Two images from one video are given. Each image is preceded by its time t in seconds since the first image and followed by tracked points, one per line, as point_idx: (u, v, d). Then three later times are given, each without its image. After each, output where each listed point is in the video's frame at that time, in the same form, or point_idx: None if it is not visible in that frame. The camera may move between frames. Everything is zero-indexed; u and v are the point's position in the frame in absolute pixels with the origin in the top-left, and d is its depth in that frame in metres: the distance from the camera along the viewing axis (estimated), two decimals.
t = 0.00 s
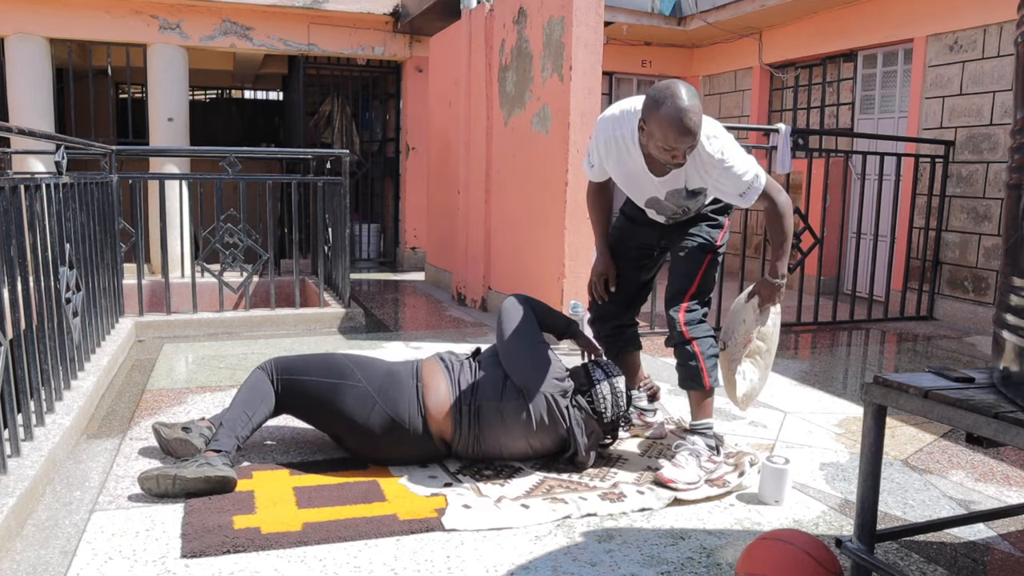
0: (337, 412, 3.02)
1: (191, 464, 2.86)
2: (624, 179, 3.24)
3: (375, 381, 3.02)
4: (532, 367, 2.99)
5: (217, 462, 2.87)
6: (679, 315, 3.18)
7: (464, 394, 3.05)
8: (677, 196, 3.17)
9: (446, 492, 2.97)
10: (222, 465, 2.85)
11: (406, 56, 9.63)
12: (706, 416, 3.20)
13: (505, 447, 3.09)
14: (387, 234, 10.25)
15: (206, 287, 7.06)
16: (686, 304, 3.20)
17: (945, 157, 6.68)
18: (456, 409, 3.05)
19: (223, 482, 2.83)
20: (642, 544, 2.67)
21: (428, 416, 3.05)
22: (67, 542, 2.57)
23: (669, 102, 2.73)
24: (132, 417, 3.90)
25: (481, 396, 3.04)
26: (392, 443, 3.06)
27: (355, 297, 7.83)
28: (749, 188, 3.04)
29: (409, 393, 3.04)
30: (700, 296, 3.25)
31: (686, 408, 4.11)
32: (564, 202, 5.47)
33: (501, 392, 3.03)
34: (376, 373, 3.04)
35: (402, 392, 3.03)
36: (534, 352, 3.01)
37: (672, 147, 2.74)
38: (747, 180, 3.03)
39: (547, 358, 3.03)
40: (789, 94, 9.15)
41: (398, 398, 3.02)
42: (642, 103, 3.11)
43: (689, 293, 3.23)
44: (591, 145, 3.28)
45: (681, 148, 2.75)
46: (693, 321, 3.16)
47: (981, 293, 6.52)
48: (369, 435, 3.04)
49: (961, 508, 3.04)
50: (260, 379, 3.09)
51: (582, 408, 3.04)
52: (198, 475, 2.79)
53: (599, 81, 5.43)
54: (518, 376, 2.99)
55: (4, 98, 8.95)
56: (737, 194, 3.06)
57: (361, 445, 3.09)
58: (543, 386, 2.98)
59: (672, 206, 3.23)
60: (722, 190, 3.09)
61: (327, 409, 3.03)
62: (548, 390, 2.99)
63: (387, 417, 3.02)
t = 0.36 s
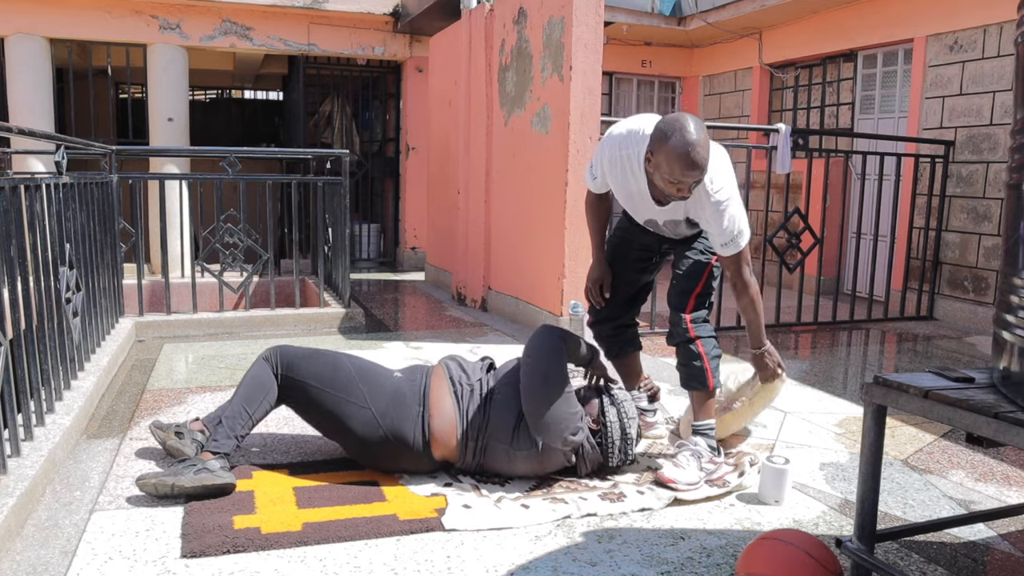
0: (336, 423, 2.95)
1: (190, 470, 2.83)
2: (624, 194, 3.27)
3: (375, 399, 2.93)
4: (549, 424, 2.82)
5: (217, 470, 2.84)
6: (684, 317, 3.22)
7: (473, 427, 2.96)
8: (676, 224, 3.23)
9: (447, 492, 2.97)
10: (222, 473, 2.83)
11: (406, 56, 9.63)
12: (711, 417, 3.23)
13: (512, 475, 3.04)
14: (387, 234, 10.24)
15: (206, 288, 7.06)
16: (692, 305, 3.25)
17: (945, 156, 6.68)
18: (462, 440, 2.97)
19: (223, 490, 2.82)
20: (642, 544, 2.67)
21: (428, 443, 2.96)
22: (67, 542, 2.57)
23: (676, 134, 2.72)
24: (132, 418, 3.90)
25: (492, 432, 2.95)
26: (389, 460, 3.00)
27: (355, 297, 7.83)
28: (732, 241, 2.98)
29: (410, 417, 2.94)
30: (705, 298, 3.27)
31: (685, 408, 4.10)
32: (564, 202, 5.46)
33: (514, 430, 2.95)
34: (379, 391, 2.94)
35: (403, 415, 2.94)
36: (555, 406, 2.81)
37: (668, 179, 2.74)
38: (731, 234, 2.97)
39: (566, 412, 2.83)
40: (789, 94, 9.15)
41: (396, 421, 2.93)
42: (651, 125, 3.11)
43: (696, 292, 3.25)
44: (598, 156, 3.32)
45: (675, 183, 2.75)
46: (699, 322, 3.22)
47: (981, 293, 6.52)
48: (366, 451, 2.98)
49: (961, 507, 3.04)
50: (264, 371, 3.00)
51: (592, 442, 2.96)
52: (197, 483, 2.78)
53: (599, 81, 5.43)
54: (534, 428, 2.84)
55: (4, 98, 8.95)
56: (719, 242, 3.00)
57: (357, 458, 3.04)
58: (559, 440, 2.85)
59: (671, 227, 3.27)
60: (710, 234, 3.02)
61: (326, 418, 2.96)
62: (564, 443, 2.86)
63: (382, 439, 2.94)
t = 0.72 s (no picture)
0: (334, 441, 2.81)
1: (185, 483, 2.78)
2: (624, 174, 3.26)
3: (379, 423, 2.76)
4: (566, 462, 2.76)
5: (216, 484, 2.80)
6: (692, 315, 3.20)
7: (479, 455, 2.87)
8: (676, 199, 3.19)
9: (446, 492, 2.96)
10: (220, 487, 2.80)
11: (406, 56, 9.63)
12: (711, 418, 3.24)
13: (515, 492, 2.96)
14: (387, 234, 10.23)
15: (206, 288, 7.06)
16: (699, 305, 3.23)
17: (945, 157, 6.69)
18: (467, 465, 2.88)
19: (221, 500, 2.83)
20: (642, 544, 2.67)
21: (430, 469, 2.86)
22: (67, 542, 2.57)
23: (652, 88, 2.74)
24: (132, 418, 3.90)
25: (501, 460, 2.87)
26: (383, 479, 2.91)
27: (355, 297, 7.83)
28: (733, 211, 2.98)
29: (414, 444, 2.81)
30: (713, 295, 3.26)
31: (686, 408, 4.10)
32: (564, 203, 5.46)
33: (524, 458, 2.85)
34: (383, 414, 2.77)
35: (407, 440, 2.80)
36: (574, 450, 2.72)
37: (650, 139, 2.76)
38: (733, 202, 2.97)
39: (584, 452, 2.76)
40: (789, 94, 9.15)
41: (399, 448, 2.79)
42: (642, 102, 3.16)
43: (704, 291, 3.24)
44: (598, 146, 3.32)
45: (659, 142, 2.76)
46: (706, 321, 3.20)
47: (981, 293, 6.52)
48: (363, 471, 2.87)
49: (961, 508, 3.04)
50: (264, 373, 2.78)
51: (598, 460, 2.98)
52: (195, 498, 2.77)
53: (599, 81, 5.43)
54: (549, 465, 2.78)
55: (4, 98, 8.95)
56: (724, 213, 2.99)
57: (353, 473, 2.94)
58: (572, 474, 2.82)
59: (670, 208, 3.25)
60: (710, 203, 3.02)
61: (324, 434, 2.81)
62: (575, 476, 2.84)
63: (381, 464, 2.82)
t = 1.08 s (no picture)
0: (337, 451, 2.78)
1: (184, 488, 2.77)
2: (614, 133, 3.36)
3: (384, 436, 2.74)
4: (571, 463, 2.78)
5: (216, 488, 2.80)
6: (685, 322, 3.18)
7: (484, 460, 2.87)
8: (658, 144, 3.22)
9: (446, 492, 2.96)
10: (221, 491, 2.80)
11: (406, 56, 9.63)
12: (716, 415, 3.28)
13: (516, 491, 2.94)
14: (387, 234, 10.22)
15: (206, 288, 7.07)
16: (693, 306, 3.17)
17: (945, 157, 6.69)
18: (472, 471, 2.88)
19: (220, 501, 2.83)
20: (642, 544, 2.67)
21: (434, 477, 2.86)
22: (67, 542, 2.57)
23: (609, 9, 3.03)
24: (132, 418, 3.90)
25: (505, 464, 2.88)
26: (379, 485, 2.90)
27: (355, 297, 7.83)
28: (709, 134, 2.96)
29: (419, 453, 2.80)
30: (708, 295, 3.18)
31: (686, 408, 4.10)
32: (564, 203, 5.47)
33: (528, 460, 2.87)
34: (388, 426, 2.74)
35: (412, 451, 2.78)
36: (579, 451, 2.74)
37: (603, 45, 2.99)
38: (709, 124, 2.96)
39: (587, 453, 2.77)
40: (789, 94, 9.15)
41: (404, 459, 2.78)
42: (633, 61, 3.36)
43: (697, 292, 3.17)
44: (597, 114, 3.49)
45: (612, 44, 2.97)
46: (700, 324, 3.17)
47: (981, 293, 6.52)
48: (367, 480, 2.86)
49: (961, 507, 3.04)
50: (263, 386, 2.71)
51: (602, 461, 2.97)
52: (195, 501, 2.77)
53: (599, 81, 5.43)
54: (553, 468, 2.81)
55: (3, 98, 8.94)
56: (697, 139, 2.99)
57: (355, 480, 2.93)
58: (575, 476, 2.85)
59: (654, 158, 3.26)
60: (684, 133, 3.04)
61: (327, 445, 2.78)
62: (579, 478, 2.87)
63: (386, 474, 2.81)
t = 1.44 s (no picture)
0: (338, 454, 2.79)
1: (183, 489, 2.77)
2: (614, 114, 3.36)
3: (384, 440, 2.74)
4: (568, 468, 2.79)
5: (215, 488, 2.80)
6: (676, 324, 3.14)
7: (484, 463, 2.87)
8: (648, 122, 3.21)
9: (446, 492, 2.97)
10: (220, 491, 2.81)
11: (406, 56, 9.63)
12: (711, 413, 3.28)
13: (516, 492, 2.93)
14: (387, 234, 10.22)
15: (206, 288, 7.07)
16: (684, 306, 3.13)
17: (945, 157, 6.69)
18: (473, 475, 2.89)
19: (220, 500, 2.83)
20: (642, 544, 2.67)
21: (435, 480, 2.86)
22: (67, 542, 2.57)
23: None
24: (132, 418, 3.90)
25: (507, 469, 2.88)
26: (378, 488, 2.90)
27: (355, 297, 7.83)
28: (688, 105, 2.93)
29: (419, 457, 2.80)
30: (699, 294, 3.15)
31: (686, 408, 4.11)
32: (564, 203, 5.47)
33: (528, 466, 2.87)
34: (388, 430, 2.74)
35: (412, 455, 2.79)
36: (573, 457, 2.75)
37: (589, 22, 3.06)
38: (687, 95, 2.94)
39: (582, 458, 2.78)
40: (789, 94, 9.15)
41: (404, 463, 2.79)
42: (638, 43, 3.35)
43: (689, 294, 3.14)
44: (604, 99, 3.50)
45: (597, 21, 3.03)
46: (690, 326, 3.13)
47: (981, 293, 6.52)
48: (368, 482, 2.87)
49: (961, 508, 3.04)
50: (263, 390, 2.71)
51: (603, 463, 2.96)
52: (195, 501, 2.77)
53: (599, 81, 5.42)
54: (552, 471, 2.81)
55: (3, 98, 8.94)
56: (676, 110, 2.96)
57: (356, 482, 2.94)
58: (576, 479, 2.86)
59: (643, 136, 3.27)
60: (666, 105, 3.02)
61: (328, 448, 2.79)
62: (579, 480, 2.88)
63: (387, 476, 2.82)
